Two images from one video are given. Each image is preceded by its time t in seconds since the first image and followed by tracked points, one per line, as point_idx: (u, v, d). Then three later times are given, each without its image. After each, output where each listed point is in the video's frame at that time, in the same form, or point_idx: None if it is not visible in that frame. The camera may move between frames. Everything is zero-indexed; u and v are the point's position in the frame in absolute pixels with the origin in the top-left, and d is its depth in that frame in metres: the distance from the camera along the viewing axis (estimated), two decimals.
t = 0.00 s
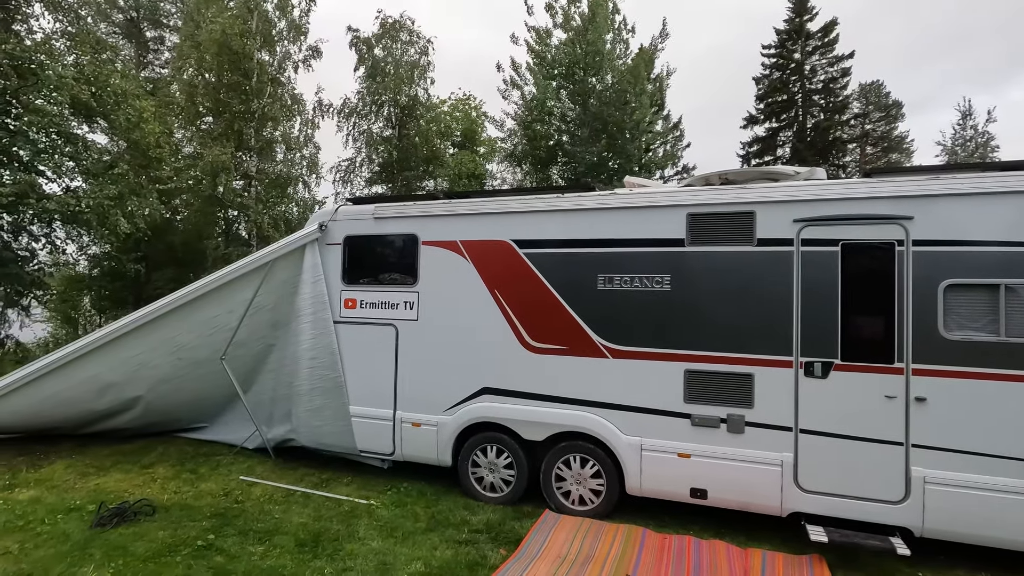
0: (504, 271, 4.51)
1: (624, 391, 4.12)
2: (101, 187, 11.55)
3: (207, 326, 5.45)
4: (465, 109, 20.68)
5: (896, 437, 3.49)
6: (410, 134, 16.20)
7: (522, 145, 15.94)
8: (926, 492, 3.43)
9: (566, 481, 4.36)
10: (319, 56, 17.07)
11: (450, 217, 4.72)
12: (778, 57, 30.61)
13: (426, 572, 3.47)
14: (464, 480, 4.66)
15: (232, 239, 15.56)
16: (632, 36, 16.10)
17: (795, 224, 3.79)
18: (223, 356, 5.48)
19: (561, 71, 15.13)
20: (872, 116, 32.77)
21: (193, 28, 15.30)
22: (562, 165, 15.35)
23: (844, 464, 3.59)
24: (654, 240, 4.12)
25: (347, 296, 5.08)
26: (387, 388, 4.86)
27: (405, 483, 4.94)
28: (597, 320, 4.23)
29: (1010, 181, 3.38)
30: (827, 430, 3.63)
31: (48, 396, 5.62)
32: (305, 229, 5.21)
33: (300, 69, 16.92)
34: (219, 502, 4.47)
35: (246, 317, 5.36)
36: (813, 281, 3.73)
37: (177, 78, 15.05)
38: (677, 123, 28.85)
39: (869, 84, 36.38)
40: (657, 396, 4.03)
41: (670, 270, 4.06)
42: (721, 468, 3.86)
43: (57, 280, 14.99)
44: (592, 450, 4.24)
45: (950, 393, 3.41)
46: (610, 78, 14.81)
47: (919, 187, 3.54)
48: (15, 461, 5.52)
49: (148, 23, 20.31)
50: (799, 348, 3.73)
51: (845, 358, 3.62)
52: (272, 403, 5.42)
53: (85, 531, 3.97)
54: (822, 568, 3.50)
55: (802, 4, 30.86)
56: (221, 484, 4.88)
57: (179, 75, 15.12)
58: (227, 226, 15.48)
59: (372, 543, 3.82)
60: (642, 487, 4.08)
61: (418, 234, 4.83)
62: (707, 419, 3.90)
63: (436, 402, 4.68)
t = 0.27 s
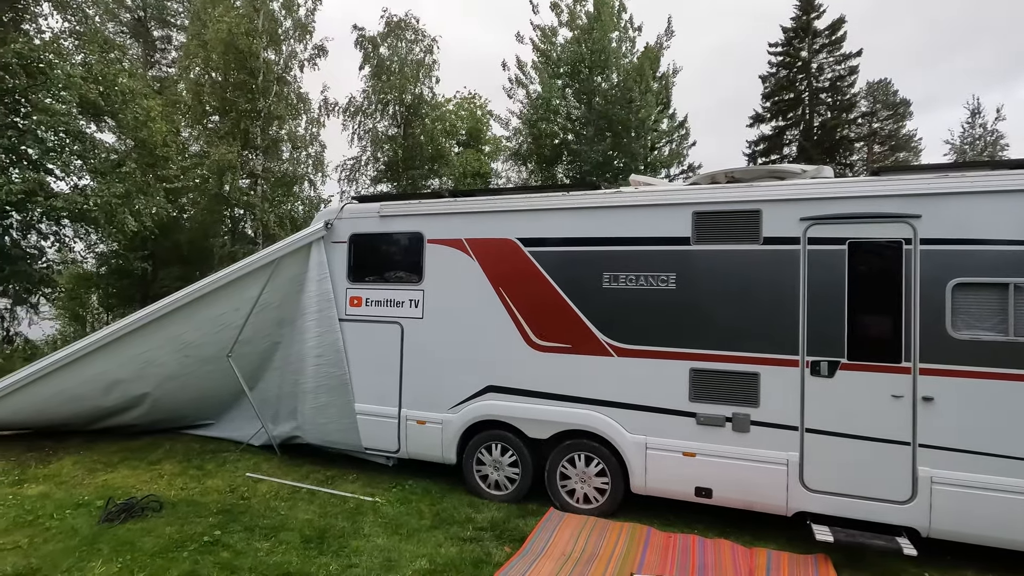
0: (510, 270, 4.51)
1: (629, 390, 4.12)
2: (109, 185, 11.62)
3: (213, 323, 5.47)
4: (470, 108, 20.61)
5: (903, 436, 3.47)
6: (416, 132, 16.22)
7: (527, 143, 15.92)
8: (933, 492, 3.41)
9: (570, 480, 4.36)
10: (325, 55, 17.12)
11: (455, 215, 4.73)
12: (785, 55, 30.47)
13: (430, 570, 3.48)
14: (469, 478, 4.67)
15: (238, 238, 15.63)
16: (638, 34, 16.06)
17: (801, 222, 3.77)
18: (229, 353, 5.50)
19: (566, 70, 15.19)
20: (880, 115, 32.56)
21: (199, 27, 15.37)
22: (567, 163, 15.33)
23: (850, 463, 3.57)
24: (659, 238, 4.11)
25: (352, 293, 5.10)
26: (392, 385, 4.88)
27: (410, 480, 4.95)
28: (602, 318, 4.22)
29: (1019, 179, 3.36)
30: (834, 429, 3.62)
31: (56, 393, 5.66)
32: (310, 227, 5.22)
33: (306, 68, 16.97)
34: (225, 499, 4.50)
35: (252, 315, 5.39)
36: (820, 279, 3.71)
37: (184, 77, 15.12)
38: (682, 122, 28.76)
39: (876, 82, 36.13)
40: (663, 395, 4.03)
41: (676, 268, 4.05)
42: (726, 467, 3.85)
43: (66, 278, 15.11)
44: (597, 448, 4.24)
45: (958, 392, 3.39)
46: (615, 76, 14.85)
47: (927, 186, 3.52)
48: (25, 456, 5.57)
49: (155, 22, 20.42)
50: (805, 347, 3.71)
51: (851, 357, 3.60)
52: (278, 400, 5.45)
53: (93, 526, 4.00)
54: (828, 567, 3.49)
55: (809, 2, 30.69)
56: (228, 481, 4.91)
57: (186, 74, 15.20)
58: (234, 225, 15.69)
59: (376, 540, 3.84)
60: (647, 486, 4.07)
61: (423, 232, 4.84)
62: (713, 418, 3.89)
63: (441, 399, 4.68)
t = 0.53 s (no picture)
0: (514, 269, 4.53)
1: (632, 389, 4.13)
2: (116, 184, 11.69)
3: (220, 321, 5.51)
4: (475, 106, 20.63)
5: (907, 436, 3.47)
6: (420, 131, 16.23)
7: (532, 142, 15.91)
8: (936, 492, 3.41)
9: (573, 478, 4.38)
10: (330, 54, 17.15)
11: (460, 214, 4.74)
12: (791, 53, 30.32)
13: (434, 567, 3.50)
14: (473, 476, 4.70)
15: (243, 236, 15.70)
16: (643, 32, 16.01)
17: (805, 222, 3.77)
18: (235, 351, 5.54)
19: (572, 68, 14.94)
20: (886, 113, 32.36)
21: (205, 26, 15.42)
22: (571, 162, 15.31)
23: (854, 463, 3.58)
24: (663, 237, 4.11)
25: (357, 292, 5.13)
26: (397, 383, 4.90)
27: (414, 478, 4.97)
28: (605, 317, 4.23)
29: None
30: (837, 429, 3.62)
31: (64, 390, 5.72)
32: (315, 226, 5.25)
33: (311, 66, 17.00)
34: (231, 496, 4.53)
35: (258, 313, 5.42)
36: (823, 279, 3.71)
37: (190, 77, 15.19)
38: (687, 120, 28.68)
39: (883, 80, 35.91)
40: (666, 394, 4.04)
41: (679, 267, 4.06)
42: (730, 466, 3.86)
43: (74, 277, 15.22)
44: (600, 447, 4.25)
45: (962, 392, 3.38)
46: (620, 75, 14.79)
47: (932, 185, 3.51)
48: (34, 452, 5.63)
49: (161, 21, 20.49)
50: (809, 347, 3.71)
51: (855, 357, 3.60)
52: (283, 398, 5.49)
53: (102, 522, 4.04)
54: (831, 567, 3.49)
55: None
56: (234, 478, 4.95)
57: (192, 73, 15.26)
58: (239, 224, 15.73)
59: (381, 537, 3.86)
60: (651, 485, 4.09)
61: (428, 231, 4.86)
62: (716, 418, 3.89)
63: (445, 398, 4.71)
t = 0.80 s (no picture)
0: (517, 267, 4.53)
1: (635, 387, 4.13)
2: (121, 182, 11.74)
3: (224, 319, 5.53)
4: (478, 104, 20.59)
5: (910, 436, 3.46)
6: (424, 129, 16.23)
7: (535, 140, 15.88)
8: (939, 491, 3.40)
9: (576, 476, 4.38)
10: (334, 52, 17.16)
11: (463, 211, 4.75)
12: (795, 51, 30.20)
13: (436, 563, 3.52)
14: (475, 474, 4.71)
15: (247, 234, 15.71)
16: (648, 30, 15.97)
17: (809, 220, 3.76)
18: (239, 349, 5.56)
19: (575, 66, 14.89)
20: (892, 110, 32.21)
21: (209, 24, 15.43)
22: (575, 160, 15.31)
23: (856, 462, 3.57)
24: (667, 235, 4.11)
25: (360, 290, 5.14)
26: (400, 381, 4.91)
27: (417, 475, 4.99)
28: (608, 315, 4.23)
29: None
30: (840, 428, 3.62)
31: (70, 387, 5.75)
32: (319, 224, 5.27)
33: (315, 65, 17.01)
34: (235, 492, 4.56)
35: (262, 310, 5.44)
36: (827, 277, 3.70)
37: (195, 75, 15.24)
38: (691, 118, 28.59)
39: (888, 78, 35.71)
40: (668, 392, 4.03)
41: (682, 266, 4.06)
42: (732, 465, 3.86)
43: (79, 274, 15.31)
44: (602, 445, 4.26)
45: (966, 392, 3.37)
46: (623, 72, 14.70)
47: (937, 183, 3.50)
48: (40, 448, 5.67)
49: (166, 19, 20.55)
50: (812, 346, 3.70)
51: (859, 356, 3.59)
52: (286, 395, 5.51)
53: (107, 517, 4.07)
54: (833, 565, 3.49)
55: None
56: (238, 474, 4.98)
57: (196, 71, 15.29)
58: (244, 221, 15.57)
59: (383, 534, 3.88)
60: (653, 483, 4.09)
61: (431, 229, 4.86)
62: (719, 416, 3.89)
63: (448, 395, 4.72)
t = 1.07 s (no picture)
0: (520, 266, 4.53)
1: (638, 385, 4.13)
2: (124, 180, 11.76)
3: (227, 317, 5.55)
4: (480, 102, 20.37)
5: (913, 435, 3.46)
6: (426, 128, 16.22)
7: (537, 139, 15.87)
8: (942, 490, 3.40)
9: (579, 474, 4.39)
10: (337, 50, 17.17)
11: (466, 210, 4.75)
12: (798, 49, 30.10)
13: (440, 561, 3.53)
14: (478, 472, 4.73)
15: (250, 233, 15.62)
16: (650, 29, 15.92)
17: (813, 219, 3.75)
18: (243, 347, 5.58)
19: (577, 65, 14.99)
20: (895, 109, 32.09)
21: (212, 22, 15.43)
22: (577, 159, 15.30)
23: (859, 461, 3.57)
24: (670, 234, 4.11)
25: (363, 288, 5.15)
26: (403, 379, 4.93)
27: (420, 473, 5.01)
28: (611, 314, 4.23)
29: None
30: (843, 427, 3.61)
31: (75, 384, 5.77)
32: (322, 223, 5.28)
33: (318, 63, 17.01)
34: (239, 489, 4.58)
35: (265, 308, 5.46)
36: (831, 276, 3.70)
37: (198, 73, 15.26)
38: (693, 117, 28.54)
39: (892, 76, 35.59)
40: (671, 390, 4.04)
41: (686, 265, 4.06)
42: (735, 463, 3.86)
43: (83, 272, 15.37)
44: (605, 444, 4.26)
45: (970, 391, 3.37)
46: (626, 70, 14.67)
47: (941, 182, 3.49)
48: (45, 446, 5.69)
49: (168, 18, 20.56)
50: (815, 345, 3.70)
51: (862, 355, 3.59)
52: (290, 393, 5.52)
53: (112, 514, 4.09)
54: (835, 564, 3.50)
55: None
56: (242, 472, 5.00)
57: (199, 69, 15.31)
58: (247, 220, 15.50)
59: (387, 532, 3.89)
60: (656, 481, 4.09)
61: (434, 228, 4.87)
62: (722, 415, 3.90)
63: (451, 394, 4.73)
